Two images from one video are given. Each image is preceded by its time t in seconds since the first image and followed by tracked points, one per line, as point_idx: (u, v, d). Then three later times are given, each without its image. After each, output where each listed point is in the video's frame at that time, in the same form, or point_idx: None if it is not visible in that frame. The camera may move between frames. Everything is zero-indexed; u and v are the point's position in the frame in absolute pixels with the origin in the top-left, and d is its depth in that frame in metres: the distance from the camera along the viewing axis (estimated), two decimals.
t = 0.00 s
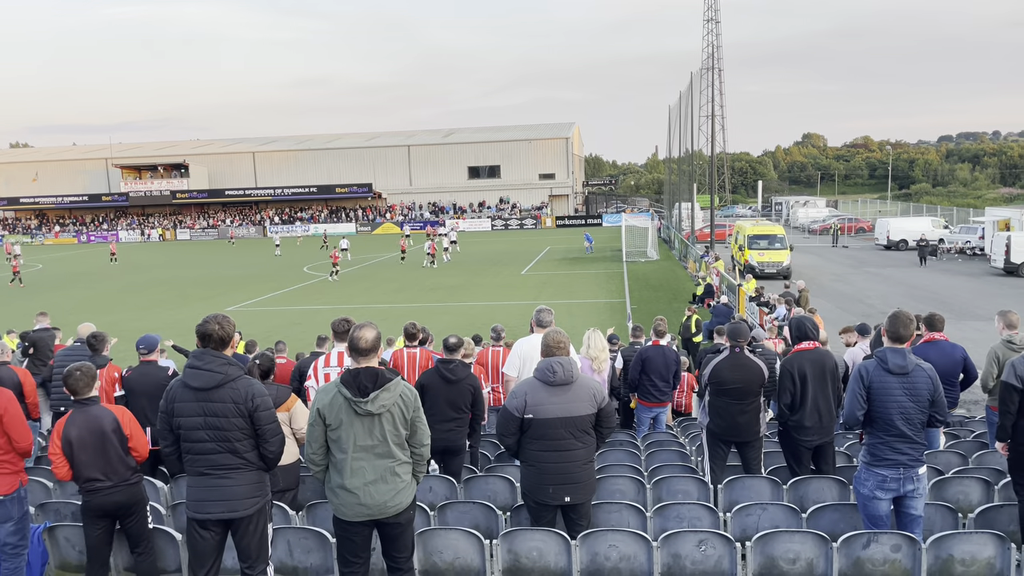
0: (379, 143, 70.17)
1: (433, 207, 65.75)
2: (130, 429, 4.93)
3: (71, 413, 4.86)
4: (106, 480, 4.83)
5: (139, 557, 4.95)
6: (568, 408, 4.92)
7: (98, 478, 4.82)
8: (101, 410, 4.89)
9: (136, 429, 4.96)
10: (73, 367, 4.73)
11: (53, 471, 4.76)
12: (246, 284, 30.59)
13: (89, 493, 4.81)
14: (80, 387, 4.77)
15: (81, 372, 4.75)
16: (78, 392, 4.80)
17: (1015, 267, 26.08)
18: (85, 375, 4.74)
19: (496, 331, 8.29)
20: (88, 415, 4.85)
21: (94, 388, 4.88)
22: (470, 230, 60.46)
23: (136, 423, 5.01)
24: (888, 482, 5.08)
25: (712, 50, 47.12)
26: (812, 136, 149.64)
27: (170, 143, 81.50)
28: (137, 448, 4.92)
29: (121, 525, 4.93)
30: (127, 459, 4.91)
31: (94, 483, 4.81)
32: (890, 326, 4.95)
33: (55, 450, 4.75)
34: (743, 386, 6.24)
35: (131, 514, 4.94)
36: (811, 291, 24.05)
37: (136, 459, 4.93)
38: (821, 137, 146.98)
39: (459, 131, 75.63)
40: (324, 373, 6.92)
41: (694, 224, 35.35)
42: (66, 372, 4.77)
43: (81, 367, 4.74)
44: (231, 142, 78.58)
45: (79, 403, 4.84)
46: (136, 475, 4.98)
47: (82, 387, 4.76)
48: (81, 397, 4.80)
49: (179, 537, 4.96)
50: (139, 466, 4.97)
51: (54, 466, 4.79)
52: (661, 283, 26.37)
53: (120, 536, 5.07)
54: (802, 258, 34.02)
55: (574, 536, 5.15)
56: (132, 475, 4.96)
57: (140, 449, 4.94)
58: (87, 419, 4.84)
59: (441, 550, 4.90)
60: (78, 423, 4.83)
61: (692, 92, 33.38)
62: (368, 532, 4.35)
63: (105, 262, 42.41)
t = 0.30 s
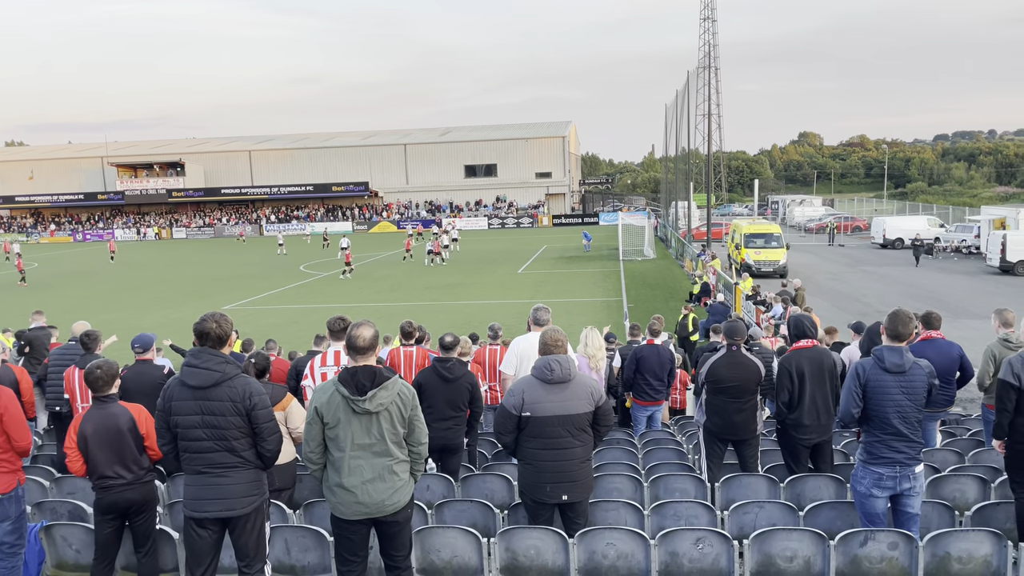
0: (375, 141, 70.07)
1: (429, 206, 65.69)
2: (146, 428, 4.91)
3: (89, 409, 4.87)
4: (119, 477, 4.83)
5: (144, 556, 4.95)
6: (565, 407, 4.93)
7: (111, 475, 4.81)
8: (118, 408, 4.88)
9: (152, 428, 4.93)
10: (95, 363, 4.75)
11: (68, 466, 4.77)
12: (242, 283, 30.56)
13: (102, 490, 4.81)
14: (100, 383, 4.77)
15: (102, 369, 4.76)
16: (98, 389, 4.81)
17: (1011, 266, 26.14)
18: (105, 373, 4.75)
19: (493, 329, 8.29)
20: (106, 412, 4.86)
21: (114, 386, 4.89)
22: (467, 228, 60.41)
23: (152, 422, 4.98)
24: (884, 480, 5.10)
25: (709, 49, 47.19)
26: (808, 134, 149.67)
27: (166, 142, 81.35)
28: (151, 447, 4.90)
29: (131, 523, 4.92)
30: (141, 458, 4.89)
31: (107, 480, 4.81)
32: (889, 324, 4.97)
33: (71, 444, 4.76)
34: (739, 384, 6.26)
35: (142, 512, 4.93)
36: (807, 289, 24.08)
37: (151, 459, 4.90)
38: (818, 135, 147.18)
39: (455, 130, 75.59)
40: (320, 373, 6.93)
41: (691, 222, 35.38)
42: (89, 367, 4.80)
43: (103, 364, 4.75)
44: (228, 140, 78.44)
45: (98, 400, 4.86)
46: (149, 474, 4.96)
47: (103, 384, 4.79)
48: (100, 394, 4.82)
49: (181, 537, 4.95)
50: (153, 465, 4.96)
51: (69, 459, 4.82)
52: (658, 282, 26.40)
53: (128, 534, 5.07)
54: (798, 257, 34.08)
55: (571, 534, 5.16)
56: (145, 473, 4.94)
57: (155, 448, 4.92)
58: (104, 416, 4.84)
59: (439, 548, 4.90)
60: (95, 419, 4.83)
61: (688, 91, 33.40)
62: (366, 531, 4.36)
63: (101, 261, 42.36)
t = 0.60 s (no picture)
0: (369, 141, 69.97)
1: (423, 206, 65.62)
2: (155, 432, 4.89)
3: (106, 404, 4.91)
4: (120, 477, 4.80)
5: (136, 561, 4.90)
6: (558, 406, 4.93)
7: (113, 475, 4.79)
8: (134, 409, 4.90)
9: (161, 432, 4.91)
10: (119, 360, 4.82)
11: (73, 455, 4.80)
12: (236, 283, 30.48)
13: (101, 489, 4.80)
14: (121, 380, 4.81)
15: (124, 367, 4.79)
16: (119, 385, 4.84)
17: (1002, 265, 26.27)
18: (126, 372, 4.80)
19: (487, 329, 8.28)
20: (122, 411, 4.88)
21: (135, 385, 4.91)
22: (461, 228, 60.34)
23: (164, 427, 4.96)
24: (877, 478, 5.12)
25: (702, 49, 47.30)
26: (802, 134, 150.06)
27: (160, 141, 81.06)
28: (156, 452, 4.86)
29: (126, 526, 4.89)
30: (144, 462, 4.85)
31: (107, 480, 4.79)
32: (883, 323, 4.98)
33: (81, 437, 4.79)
34: (732, 383, 6.27)
35: (139, 516, 4.90)
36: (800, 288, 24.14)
37: (154, 464, 4.86)
38: (811, 135, 147.72)
39: (449, 129, 75.54)
40: (313, 371, 6.93)
41: (685, 222, 35.45)
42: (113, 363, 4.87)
43: (126, 363, 4.81)
44: (222, 140, 78.22)
45: (116, 397, 4.90)
46: (150, 479, 4.92)
47: (125, 383, 4.83)
48: (120, 391, 4.87)
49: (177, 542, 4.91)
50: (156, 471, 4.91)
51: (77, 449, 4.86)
52: (652, 281, 26.44)
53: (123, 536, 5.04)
54: (791, 256, 34.17)
55: (565, 533, 5.17)
56: (147, 478, 4.90)
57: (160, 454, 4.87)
58: (119, 414, 4.86)
59: (433, 548, 4.90)
60: (111, 414, 4.86)
61: (682, 91, 33.45)
62: (360, 531, 4.35)
63: (94, 261, 42.19)
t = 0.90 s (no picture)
0: (361, 142, 69.85)
1: (415, 207, 65.56)
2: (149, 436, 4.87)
3: (100, 407, 4.90)
4: (111, 480, 4.78)
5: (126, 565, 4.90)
6: (545, 407, 4.94)
7: (104, 479, 4.77)
8: (127, 414, 4.88)
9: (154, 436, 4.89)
10: (114, 363, 4.81)
11: (65, 460, 4.79)
12: (227, 284, 30.35)
13: (93, 493, 4.78)
14: (115, 383, 4.79)
15: (120, 370, 4.78)
16: (113, 388, 4.82)
17: (991, 265, 26.45)
18: (121, 375, 4.79)
19: (480, 330, 8.28)
20: (115, 415, 4.86)
21: (129, 389, 4.89)
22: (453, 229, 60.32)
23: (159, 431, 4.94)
24: (868, 477, 5.15)
25: (693, 50, 47.47)
26: (792, 135, 150.64)
27: (149, 142, 80.62)
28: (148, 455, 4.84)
29: (117, 530, 4.86)
30: (137, 467, 4.82)
31: (99, 484, 4.78)
32: (873, 323, 5.01)
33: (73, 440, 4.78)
34: (723, 383, 6.30)
35: (131, 520, 4.88)
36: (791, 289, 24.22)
37: (147, 467, 4.83)
38: (802, 136, 148.44)
39: (441, 130, 75.47)
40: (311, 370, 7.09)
41: (676, 223, 35.54)
42: (107, 366, 4.85)
43: (121, 366, 4.80)
44: (212, 141, 77.89)
45: (110, 402, 4.87)
46: (142, 482, 4.90)
47: (120, 386, 4.83)
48: (113, 396, 4.84)
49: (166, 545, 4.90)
50: (147, 476, 4.89)
51: (68, 453, 4.84)
52: (643, 282, 26.51)
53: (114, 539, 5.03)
54: (782, 257, 34.29)
55: (555, 535, 5.17)
56: (139, 482, 4.88)
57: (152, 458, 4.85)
58: (112, 418, 4.84)
59: (425, 549, 4.89)
60: (104, 419, 4.84)
61: (673, 91, 33.52)
62: (351, 532, 4.34)
63: (84, 263, 41.88)
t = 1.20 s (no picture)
0: (352, 143, 69.71)
1: (406, 208, 65.48)
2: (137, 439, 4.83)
3: (85, 411, 4.85)
4: (100, 485, 4.74)
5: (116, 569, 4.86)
6: (535, 409, 4.93)
7: (93, 484, 4.73)
8: (114, 417, 4.83)
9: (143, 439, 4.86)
10: (97, 368, 4.75)
11: (52, 466, 4.73)
12: (217, 286, 30.21)
13: (82, 498, 4.74)
14: (100, 388, 4.74)
15: (104, 375, 4.73)
16: (97, 393, 4.77)
17: (979, 265, 26.64)
18: (105, 380, 4.74)
19: (471, 331, 8.27)
20: (102, 419, 4.81)
21: (115, 393, 4.84)
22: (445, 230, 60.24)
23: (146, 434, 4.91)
24: (857, 478, 5.17)
25: (684, 52, 47.63)
26: (782, 136, 151.38)
27: (139, 144, 80.20)
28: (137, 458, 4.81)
29: (106, 534, 4.82)
30: (125, 470, 4.78)
31: (88, 489, 4.73)
32: (863, 323, 5.02)
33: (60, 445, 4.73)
34: (713, 385, 6.31)
35: (120, 524, 4.85)
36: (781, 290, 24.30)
37: (135, 471, 4.79)
38: (791, 137, 149.07)
39: (432, 131, 75.42)
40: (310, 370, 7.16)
41: (668, 224, 35.59)
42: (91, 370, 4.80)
43: (105, 370, 4.75)
44: (202, 143, 77.56)
45: (96, 406, 4.82)
46: (131, 486, 4.87)
47: (105, 391, 4.77)
48: (98, 400, 4.78)
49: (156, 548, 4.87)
50: (136, 479, 4.85)
51: (54, 458, 4.78)
52: (635, 283, 26.54)
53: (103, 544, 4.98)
54: (773, 258, 34.40)
55: (546, 537, 5.16)
56: (128, 486, 4.84)
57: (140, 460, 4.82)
58: (98, 422, 4.79)
59: (415, 552, 4.87)
60: (91, 424, 4.78)
61: (664, 93, 33.61)
62: (341, 535, 4.32)
63: (73, 265, 41.62)
